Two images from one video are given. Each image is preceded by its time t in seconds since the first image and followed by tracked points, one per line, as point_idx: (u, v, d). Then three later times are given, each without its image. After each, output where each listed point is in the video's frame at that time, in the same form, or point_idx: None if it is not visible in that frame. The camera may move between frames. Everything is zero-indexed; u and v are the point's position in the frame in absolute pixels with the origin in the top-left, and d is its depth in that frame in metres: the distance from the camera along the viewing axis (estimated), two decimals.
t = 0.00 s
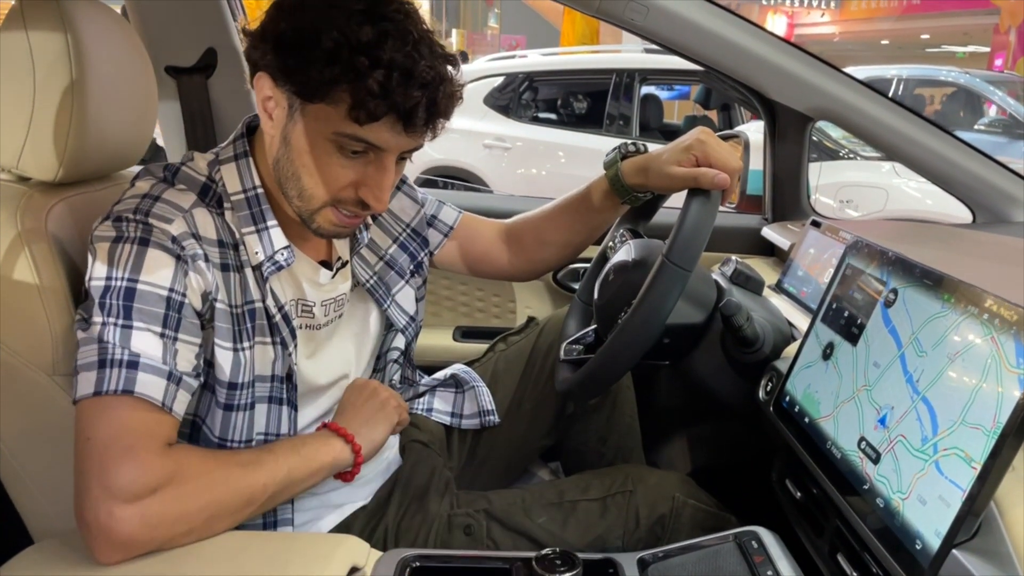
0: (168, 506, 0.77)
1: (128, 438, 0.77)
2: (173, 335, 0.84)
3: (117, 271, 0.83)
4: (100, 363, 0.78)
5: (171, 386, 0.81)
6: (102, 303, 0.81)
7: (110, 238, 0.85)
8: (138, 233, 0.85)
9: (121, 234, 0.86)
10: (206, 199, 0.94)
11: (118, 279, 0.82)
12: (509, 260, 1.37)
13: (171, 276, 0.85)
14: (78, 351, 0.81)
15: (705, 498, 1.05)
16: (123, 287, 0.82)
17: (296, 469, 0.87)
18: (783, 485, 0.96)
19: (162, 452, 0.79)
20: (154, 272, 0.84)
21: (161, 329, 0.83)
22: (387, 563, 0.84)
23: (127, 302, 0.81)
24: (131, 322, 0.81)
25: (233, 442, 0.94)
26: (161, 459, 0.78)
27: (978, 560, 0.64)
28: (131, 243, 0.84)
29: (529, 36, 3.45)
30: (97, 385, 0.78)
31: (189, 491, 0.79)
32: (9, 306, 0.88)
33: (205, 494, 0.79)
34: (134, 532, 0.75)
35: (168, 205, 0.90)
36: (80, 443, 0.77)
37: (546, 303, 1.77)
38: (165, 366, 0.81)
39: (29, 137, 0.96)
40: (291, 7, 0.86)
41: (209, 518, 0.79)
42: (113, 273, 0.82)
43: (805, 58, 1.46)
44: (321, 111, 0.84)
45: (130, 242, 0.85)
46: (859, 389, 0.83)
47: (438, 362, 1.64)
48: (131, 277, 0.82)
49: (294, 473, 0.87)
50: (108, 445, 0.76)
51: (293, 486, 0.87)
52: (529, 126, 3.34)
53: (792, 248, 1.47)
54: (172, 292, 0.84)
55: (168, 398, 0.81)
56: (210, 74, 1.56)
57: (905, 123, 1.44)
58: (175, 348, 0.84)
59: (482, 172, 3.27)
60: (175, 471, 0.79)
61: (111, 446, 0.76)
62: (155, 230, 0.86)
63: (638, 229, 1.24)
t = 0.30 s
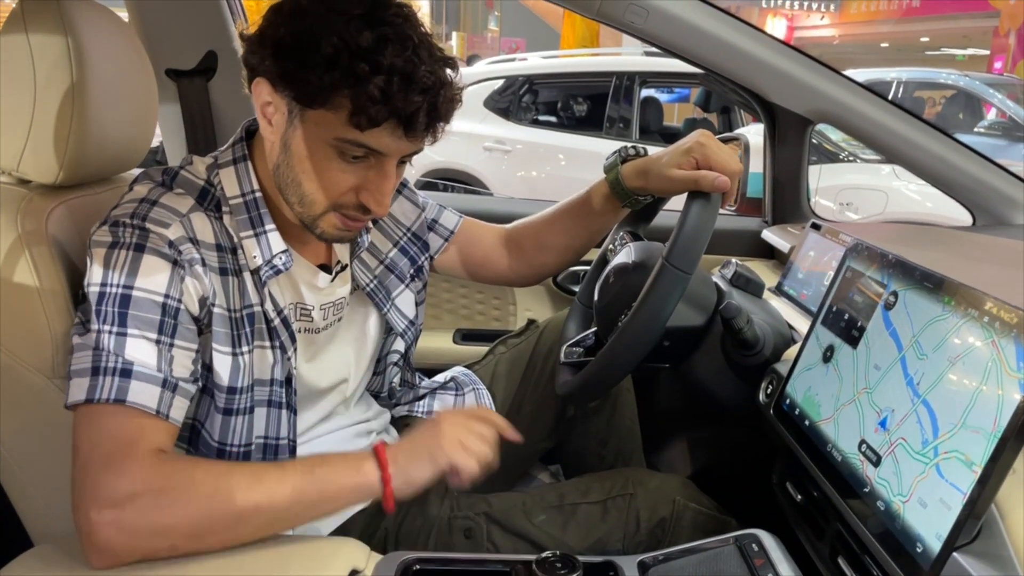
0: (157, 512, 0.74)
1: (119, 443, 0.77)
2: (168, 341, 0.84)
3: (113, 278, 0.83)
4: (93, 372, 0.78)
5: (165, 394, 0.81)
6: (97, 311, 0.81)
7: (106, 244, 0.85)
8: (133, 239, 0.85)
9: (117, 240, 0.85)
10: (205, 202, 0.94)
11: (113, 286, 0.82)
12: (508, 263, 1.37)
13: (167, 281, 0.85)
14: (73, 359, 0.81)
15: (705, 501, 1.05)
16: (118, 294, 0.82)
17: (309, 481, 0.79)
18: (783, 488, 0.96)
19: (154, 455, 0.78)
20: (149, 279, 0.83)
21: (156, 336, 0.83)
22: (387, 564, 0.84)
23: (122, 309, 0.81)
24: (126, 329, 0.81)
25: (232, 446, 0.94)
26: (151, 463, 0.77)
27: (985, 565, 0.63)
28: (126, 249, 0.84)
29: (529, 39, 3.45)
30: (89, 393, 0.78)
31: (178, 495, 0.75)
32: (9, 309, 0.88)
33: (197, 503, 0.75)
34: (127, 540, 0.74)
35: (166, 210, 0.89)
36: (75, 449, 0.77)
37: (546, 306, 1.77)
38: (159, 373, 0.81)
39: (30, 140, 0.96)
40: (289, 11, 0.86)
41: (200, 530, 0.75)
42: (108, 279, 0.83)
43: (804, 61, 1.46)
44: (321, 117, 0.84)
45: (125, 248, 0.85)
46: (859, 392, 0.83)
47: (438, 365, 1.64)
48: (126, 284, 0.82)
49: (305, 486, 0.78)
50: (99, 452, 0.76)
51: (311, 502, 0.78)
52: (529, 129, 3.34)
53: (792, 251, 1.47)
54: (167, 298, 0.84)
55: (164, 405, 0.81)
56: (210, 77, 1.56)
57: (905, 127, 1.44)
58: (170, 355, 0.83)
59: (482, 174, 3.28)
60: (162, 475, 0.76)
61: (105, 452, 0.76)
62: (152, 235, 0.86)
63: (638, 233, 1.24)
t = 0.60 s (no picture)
0: (155, 520, 0.76)
1: (121, 446, 0.78)
2: (171, 346, 0.84)
3: (114, 284, 0.83)
4: (97, 378, 0.78)
5: (170, 399, 0.81)
6: (99, 316, 0.81)
7: (107, 248, 0.86)
8: (134, 243, 0.85)
9: (117, 244, 0.86)
10: (205, 206, 0.94)
11: (114, 291, 0.83)
12: (507, 268, 1.37)
13: (168, 285, 0.85)
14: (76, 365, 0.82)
15: (704, 505, 1.05)
16: (120, 299, 0.82)
17: (317, 521, 0.79)
18: (781, 492, 0.96)
19: (156, 465, 0.79)
20: (150, 283, 0.84)
21: (158, 341, 0.83)
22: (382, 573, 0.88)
23: (124, 314, 0.82)
24: (128, 335, 0.81)
25: (232, 450, 0.94)
26: (152, 471, 0.78)
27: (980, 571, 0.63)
28: (127, 254, 0.85)
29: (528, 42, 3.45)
30: (94, 400, 0.78)
31: (177, 507, 0.77)
32: (8, 312, 0.88)
33: (194, 515, 0.77)
34: (123, 542, 0.76)
35: (166, 213, 0.90)
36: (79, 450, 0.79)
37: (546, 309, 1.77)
38: (163, 378, 0.81)
39: (29, 144, 0.96)
40: (290, 15, 0.86)
41: (196, 539, 0.76)
42: (109, 284, 0.83)
43: (803, 65, 1.47)
44: (347, 127, 0.84)
45: (125, 253, 0.85)
46: (858, 395, 0.83)
47: (438, 368, 1.64)
48: (127, 288, 0.83)
49: (316, 525, 0.79)
50: (104, 455, 0.77)
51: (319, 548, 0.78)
52: (529, 132, 3.35)
53: (790, 255, 1.47)
54: (169, 302, 0.84)
55: (169, 411, 0.81)
56: (209, 80, 1.56)
57: (905, 130, 1.44)
58: (173, 359, 0.84)
59: (482, 177, 3.28)
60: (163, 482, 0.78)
61: (108, 458, 0.77)
62: (152, 239, 0.86)
63: (637, 237, 1.25)
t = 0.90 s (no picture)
0: (157, 519, 0.76)
1: (122, 446, 0.78)
2: (171, 346, 0.84)
3: (113, 284, 0.83)
4: (98, 378, 0.78)
5: (170, 399, 0.81)
6: (99, 316, 0.81)
7: (107, 249, 0.85)
8: (133, 243, 0.85)
9: (117, 244, 0.86)
10: (205, 205, 0.94)
11: (114, 291, 0.83)
12: (506, 269, 1.37)
13: (168, 285, 0.85)
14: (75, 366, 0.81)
15: (705, 507, 1.05)
16: (120, 299, 0.82)
17: (321, 516, 0.80)
18: (782, 492, 0.96)
19: (158, 464, 0.79)
20: (150, 283, 0.84)
21: (158, 341, 0.83)
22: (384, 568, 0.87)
23: (124, 314, 0.82)
24: (128, 335, 0.81)
25: (232, 450, 0.94)
26: (153, 470, 0.78)
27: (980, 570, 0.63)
28: (127, 254, 0.85)
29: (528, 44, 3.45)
30: (94, 400, 0.78)
31: (178, 506, 0.77)
32: (8, 314, 0.88)
33: (198, 515, 0.77)
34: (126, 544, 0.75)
35: (165, 213, 0.90)
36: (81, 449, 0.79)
37: (546, 310, 1.77)
38: (164, 377, 0.81)
39: (29, 145, 0.96)
40: (289, 14, 0.86)
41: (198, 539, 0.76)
42: (109, 285, 0.83)
43: (805, 67, 1.47)
44: (347, 122, 0.84)
45: (125, 253, 0.85)
46: (858, 396, 0.83)
47: (437, 369, 1.64)
48: (127, 288, 0.83)
49: (319, 524, 0.79)
50: (106, 454, 0.77)
51: (320, 547, 0.78)
52: (529, 134, 3.35)
53: (790, 256, 1.47)
54: (169, 303, 0.84)
55: (169, 410, 0.81)
56: (209, 82, 1.56)
57: (905, 132, 1.45)
58: (173, 359, 0.84)
59: (482, 179, 3.28)
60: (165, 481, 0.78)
61: (109, 458, 0.77)
62: (152, 239, 0.86)
63: (637, 238, 1.26)
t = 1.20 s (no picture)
0: (161, 508, 0.76)
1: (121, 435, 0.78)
2: (169, 337, 0.84)
3: (111, 276, 0.83)
4: (96, 368, 0.78)
5: (169, 390, 0.81)
6: (97, 308, 0.81)
7: (103, 241, 0.85)
8: (130, 235, 0.85)
9: (114, 237, 0.86)
10: (201, 198, 0.95)
11: (112, 282, 0.83)
12: (504, 262, 1.37)
13: (165, 277, 0.85)
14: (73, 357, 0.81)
15: (704, 499, 1.05)
16: (118, 290, 0.82)
17: (321, 507, 0.80)
18: (780, 484, 0.96)
19: (157, 456, 0.79)
20: (148, 275, 0.84)
21: (157, 332, 0.83)
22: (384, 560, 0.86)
23: (122, 305, 0.82)
24: (126, 326, 0.81)
25: (231, 442, 0.94)
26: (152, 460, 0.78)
27: (977, 555, 0.63)
28: (124, 246, 0.85)
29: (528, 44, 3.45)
30: (92, 390, 0.78)
31: (180, 495, 0.77)
32: (9, 304, 0.88)
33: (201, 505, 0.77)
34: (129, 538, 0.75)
35: (161, 205, 0.90)
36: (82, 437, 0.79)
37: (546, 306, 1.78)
38: (162, 368, 0.81)
39: (29, 138, 0.96)
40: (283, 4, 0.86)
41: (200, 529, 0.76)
42: (106, 276, 0.83)
43: (806, 64, 1.47)
44: (332, 108, 0.84)
45: (122, 245, 0.85)
46: (856, 386, 0.83)
47: (437, 365, 1.64)
48: (125, 280, 0.83)
49: (319, 514, 0.79)
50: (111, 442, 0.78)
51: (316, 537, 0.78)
52: (529, 134, 3.35)
53: (790, 251, 1.47)
54: (166, 294, 0.84)
55: (169, 401, 0.81)
56: (209, 77, 1.56)
57: (905, 128, 1.45)
58: (171, 350, 0.84)
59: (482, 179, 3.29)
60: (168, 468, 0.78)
61: (107, 448, 0.77)
62: (148, 231, 0.86)
63: (637, 233, 1.24)
